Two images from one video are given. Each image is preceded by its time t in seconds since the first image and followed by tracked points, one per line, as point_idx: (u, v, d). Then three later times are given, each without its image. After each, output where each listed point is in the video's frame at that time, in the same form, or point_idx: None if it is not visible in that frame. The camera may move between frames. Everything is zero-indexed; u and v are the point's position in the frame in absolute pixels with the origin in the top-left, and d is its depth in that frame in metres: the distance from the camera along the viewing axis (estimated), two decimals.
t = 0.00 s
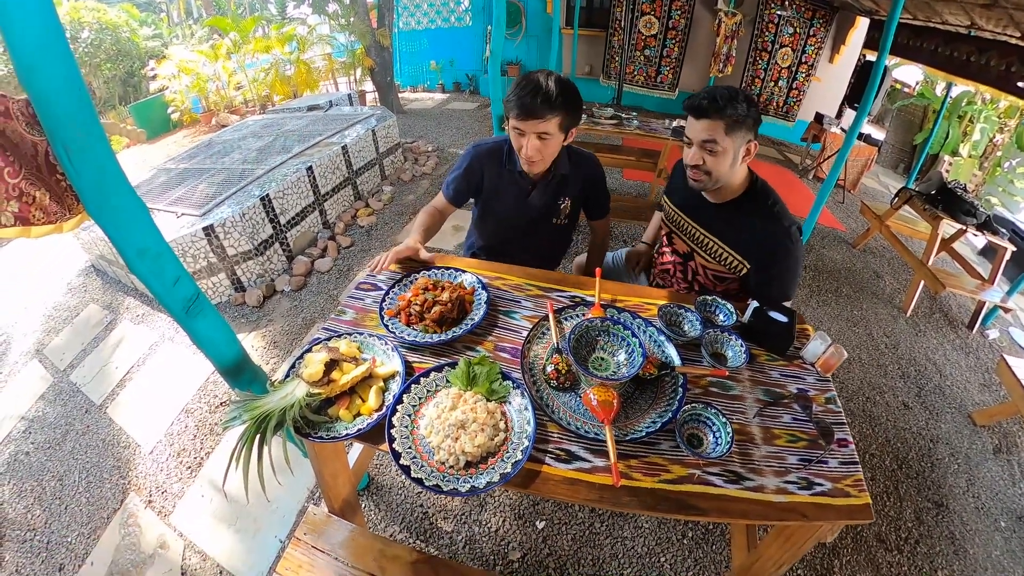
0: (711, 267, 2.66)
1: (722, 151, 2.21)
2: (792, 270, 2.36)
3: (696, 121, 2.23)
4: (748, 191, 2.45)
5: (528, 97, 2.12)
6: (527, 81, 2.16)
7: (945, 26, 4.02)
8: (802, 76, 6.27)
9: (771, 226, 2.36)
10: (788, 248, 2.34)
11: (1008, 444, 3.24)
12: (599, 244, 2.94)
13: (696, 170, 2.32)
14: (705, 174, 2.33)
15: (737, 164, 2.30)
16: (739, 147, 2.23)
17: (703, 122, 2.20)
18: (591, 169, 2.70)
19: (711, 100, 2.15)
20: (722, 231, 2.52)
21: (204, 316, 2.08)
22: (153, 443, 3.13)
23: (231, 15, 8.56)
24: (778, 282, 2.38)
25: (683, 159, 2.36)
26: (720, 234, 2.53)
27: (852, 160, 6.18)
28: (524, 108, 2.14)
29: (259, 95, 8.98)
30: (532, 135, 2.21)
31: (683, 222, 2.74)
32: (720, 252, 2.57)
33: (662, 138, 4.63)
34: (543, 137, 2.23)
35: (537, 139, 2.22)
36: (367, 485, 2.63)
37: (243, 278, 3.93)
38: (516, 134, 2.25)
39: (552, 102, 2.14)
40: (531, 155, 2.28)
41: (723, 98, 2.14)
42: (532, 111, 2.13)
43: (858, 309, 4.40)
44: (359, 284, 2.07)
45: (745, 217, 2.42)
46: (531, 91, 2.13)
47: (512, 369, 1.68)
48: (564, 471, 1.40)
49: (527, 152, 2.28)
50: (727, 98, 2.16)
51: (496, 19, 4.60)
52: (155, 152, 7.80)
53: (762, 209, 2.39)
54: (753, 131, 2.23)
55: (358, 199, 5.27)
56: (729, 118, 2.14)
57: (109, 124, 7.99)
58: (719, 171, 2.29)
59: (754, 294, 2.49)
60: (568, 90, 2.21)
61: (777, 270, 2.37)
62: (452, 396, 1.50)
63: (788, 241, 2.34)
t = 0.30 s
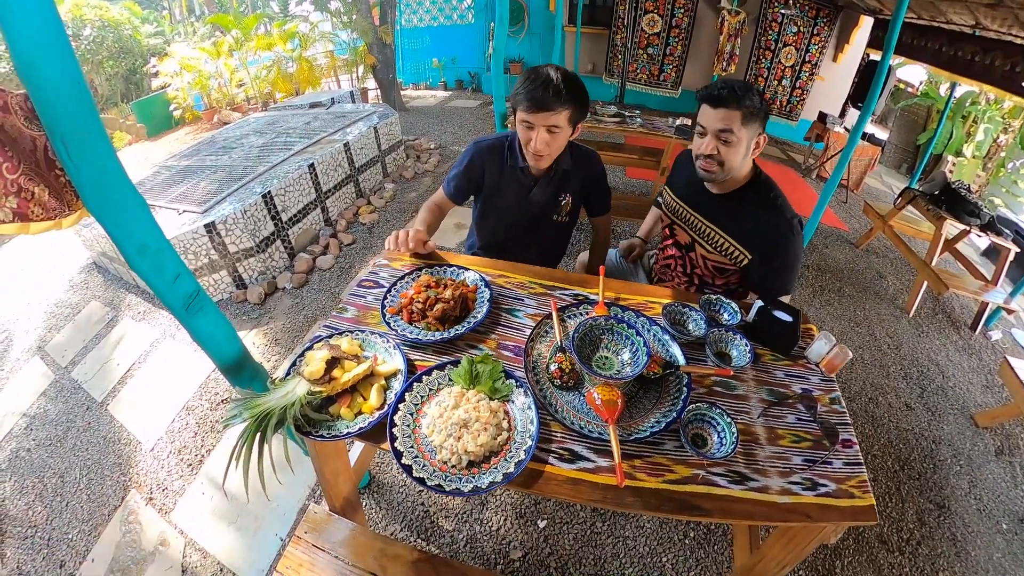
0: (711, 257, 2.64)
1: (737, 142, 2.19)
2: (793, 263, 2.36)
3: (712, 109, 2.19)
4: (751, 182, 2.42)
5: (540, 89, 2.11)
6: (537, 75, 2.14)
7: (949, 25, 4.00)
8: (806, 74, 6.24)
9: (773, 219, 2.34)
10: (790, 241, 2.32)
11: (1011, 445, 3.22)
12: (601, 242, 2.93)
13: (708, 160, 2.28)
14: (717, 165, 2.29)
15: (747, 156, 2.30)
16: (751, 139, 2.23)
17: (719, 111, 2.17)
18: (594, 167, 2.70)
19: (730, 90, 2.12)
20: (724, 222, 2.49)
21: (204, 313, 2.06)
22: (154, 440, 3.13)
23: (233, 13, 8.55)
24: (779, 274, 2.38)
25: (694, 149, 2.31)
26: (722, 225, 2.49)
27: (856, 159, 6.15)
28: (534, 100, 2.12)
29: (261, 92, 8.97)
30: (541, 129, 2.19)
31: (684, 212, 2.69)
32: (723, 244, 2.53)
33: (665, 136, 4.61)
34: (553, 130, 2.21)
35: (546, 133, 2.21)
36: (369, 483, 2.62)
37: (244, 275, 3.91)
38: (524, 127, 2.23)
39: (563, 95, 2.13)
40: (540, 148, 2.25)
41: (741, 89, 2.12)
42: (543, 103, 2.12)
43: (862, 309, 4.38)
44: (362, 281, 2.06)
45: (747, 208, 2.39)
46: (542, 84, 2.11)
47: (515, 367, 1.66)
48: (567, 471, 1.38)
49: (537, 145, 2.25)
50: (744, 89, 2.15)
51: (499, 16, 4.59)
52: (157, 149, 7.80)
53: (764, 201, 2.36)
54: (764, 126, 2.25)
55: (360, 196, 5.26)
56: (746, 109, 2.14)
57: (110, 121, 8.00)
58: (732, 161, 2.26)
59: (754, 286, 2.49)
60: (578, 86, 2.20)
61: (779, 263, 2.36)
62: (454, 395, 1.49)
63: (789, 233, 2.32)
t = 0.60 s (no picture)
0: (712, 256, 2.65)
1: (740, 136, 2.19)
2: (793, 261, 2.36)
3: (717, 102, 2.19)
4: (751, 180, 2.42)
5: (530, 88, 2.11)
6: (527, 74, 2.14)
7: (950, 25, 3.99)
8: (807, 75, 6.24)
9: (774, 217, 2.33)
10: (791, 239, 2.32)
11: (1011, 446, 3.22)
12: (601, 241, 2.93)
13: (710, 153, 2.28)
14: (719, 158, 2.28)
15: (749, 153, 2.30)
16: (754, 135, 2.23)
17: (725, 104, 2.17)
18: (589, 166, 2.69)
19: (737, 84, 2.13)
20: (725, 221, 2.48)
21: (205, 313, 2.06)
22: (155, 441, 3.12)
23: (233, 13, 8.55)
24: (779, 272, 2.38)
25: (697, 142, 2.31)
26: (723, 224, 2.49)
27: (856, 159, 6.15)
28: (524, 99, 2.12)
29: (261, 92, 8.97)
30: (533, 127, 2.19)
31: (684, 211, 2.69)
32: (724, 243, 2.53)
33: (666, 136, 4.60)
34: (545, 128, 2.21)
35: (538, 131, 2.21)
36: (370, 483, 2.63)
37: (245, 275, 3.91)
38: (516, 127, 2.23)
39: (552, 94, 2.13)
40: (533, 146, 2.26)
41: (748, 84, 2.15)
42: (533, 102, 2.12)
43: (862, 310, 4.37)
44: (362, 281, 2.06)
45: (748, 206, 2.39)
46: (532, 83, 2.11)
47: (516, 368, 1.66)
48: (569, 471, 1.38)
49: (529, 144, 2.26)
50: (750, 85, 2.16)
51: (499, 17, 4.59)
52: (157, 149, 7.80)
53: (764, 199, 2.36)
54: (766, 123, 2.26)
55: (360, 196, 5.26)
56: (752, 104, 2.15)
57: (110, 120, 8.00)
58: (734, 156, 2.25)
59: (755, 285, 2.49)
60: (566, 84, 2.19)
61: (780, 262, 2.36)
62: (456, 395, 1.48)
63: (790, 232, 2.32)
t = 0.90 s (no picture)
0: (711, 257, 2.64)
1: (737, 136, 2.18)
2: (793, 262, 2.35)
3: (715, 102, 2.19)
4: (751, 182, 2.42)
5: (533, 88, 2.10)
6: (530, 74, 2.14)
7: (951, 25, 3.99)
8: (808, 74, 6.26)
9: (773, 217, 2.33)
10: (790, 240, 2.31)
11: (1012, 447, 3.21)
12: (601, 241, 2.93)
13: (708, 152, 2.27)
14: (716, 158, 2.28)
15: (747, 153, 2.29)
16: (752, 134, 2.22)
17: (722, 103, 2.17)
18: (591, 166, 2.69)
19: (733, 84, 2.13)
20: (724, 221, 2.48)
21: (206, 312, 2.07)
22: (155, 439, 3.13)
23: (234, 12, 8.55)
24: (779, 273, 2.37)
25: (694, 142, 2.31)
26: (722, 225, 2.49)
27: (857, 159, 6.14)
28: (529, 99, 2.12)
29: (262, 92, 8.98)
30: (537, 127, 2.19)
31: (684, 212, 2.69)
32: (723, 244, 2.53)
33: (667, 136, 4.59)
34: (549, 128, 2.21)
35: (542, 131, 2.21)
36: (370, 482, 2.63)
37: (245, 274, 3.92)
38: (520, 127, 2.23)
39: (557, 93, 2.13)
40: (536, 147, 2.27)
41: (744, 83, 2.13)
42: (537, 101, 2.12)
43: (863, 310, 4.37)
44: (363, 280, 2.06)
45: (748, 207, 2.38)
46: (535, 83, 2.11)
47: (517, 367, 1.66)
48: (569, 471, 1.38)
49: (532, 144, 2.26)
50: (747, 84, 2.15)
51: (500, 16, 4.58)
52: (158, 148, 7.80)
53: (764, 200, 2.36)
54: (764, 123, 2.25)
55: (361, 195, 5.25)
56: (748, 104, 2.14)
57: (111, 119, 7.99)
58: (731, 156, 2.25)
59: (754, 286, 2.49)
60: (570, 84, 2.19)
61: (779, 263, 2.36)
62: (456, 395, 1.48)
63: (790, 233, 2.31)
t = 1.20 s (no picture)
0: (712, 257, 2.65)
1: (739, 137, 2.18)
2: (793, 263, 2.36)
3: (716, 102, 2.19)
4: (753, 183, 2.42)
5: (537, 87, 2.10)
6: (534, 73, 2.13)
7: (954, 25, 3.97)
8: (810, 74, 6.30)
9: (774, 219, 2.33)
10: (791, 242, 2.31)
11: (1012, 448, 3.21)
12: (603, 241, 2.93)
13: (709, 153, 2.27)
14: (718, 158, 2.27)
15: (749, 154, 2.29)
16: (754, 135, 2.22)
17: (724, 103, 2.16)
18: (592, 167, 2.69)
19: (735, 84, 2.13)
20: (726, 222, 2.48)
21: (207, 310, 2.07)
22: (156, 438, 3.13)
23: (236, 11, 8.55)
24: (778, 274, 2.37)
25: (696, 142, 2.31)
26: (724, 225, 2.49)
27: (859, 160, 6.13)
28: (533, 98, 2.12)
29: (264, 91, 8.99)
30: (539, 127, 2.19)
31: (686, 212, 2.69)
32: (723, 244, 2.53)
33: (668, 136, 4.59)
34: (551, 128, 2.21)
35: (544, 130, 2.20)
36: (371, 481, 2.63)
37: (247, 273, 3.92)
38: (522, 126, 2.23)
39: (561, 94, 2.13)
40: (537, 146, 2.26)
41: (747, 84, 2.13)
42: (540, 101, 2.12)
43: (864, 310, 4.37)
44: (364, 279, 2.05)
45: (750, 208, 2.38)
46: (540, 82, 2.10)
47: (518, 367, 1.66)
48: (570, 471, 1.38)
49: (534, 143, 2.26)
50: (749, 85, 2.15)
51: (502, 15, 4.58)
52: (159, 147, 7.81)
53: (766, 201, 2.35)
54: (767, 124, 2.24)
55: (362, 194, 5.25)
56: (750, 104, 2.14)
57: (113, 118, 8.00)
58: (732, 156, 2.25)
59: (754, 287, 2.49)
60: (574, 85, 2.19)
61: (780, 264, 2.36)
62: (457, 394, 1.48)
63: (791, 234, 2.31)
